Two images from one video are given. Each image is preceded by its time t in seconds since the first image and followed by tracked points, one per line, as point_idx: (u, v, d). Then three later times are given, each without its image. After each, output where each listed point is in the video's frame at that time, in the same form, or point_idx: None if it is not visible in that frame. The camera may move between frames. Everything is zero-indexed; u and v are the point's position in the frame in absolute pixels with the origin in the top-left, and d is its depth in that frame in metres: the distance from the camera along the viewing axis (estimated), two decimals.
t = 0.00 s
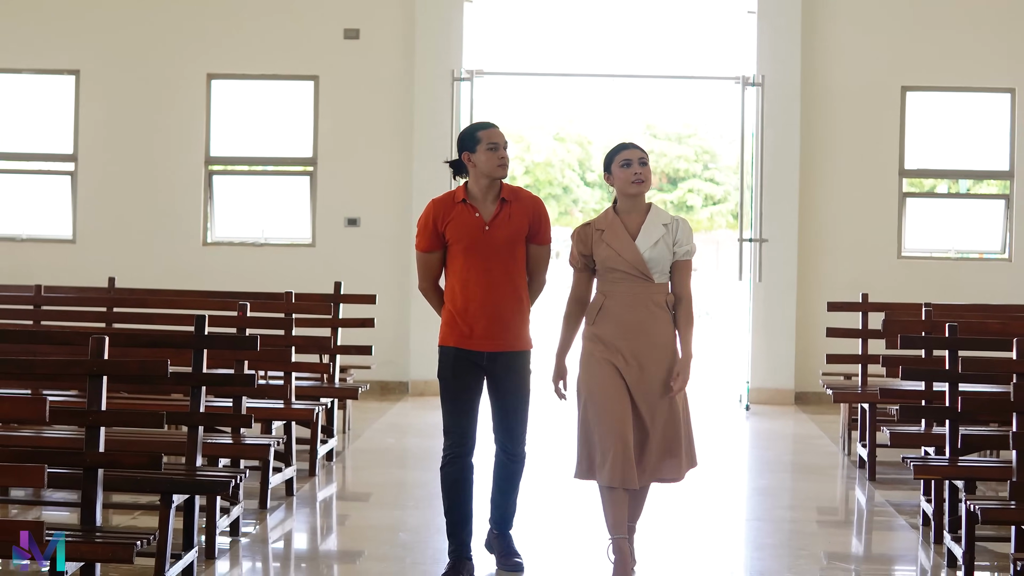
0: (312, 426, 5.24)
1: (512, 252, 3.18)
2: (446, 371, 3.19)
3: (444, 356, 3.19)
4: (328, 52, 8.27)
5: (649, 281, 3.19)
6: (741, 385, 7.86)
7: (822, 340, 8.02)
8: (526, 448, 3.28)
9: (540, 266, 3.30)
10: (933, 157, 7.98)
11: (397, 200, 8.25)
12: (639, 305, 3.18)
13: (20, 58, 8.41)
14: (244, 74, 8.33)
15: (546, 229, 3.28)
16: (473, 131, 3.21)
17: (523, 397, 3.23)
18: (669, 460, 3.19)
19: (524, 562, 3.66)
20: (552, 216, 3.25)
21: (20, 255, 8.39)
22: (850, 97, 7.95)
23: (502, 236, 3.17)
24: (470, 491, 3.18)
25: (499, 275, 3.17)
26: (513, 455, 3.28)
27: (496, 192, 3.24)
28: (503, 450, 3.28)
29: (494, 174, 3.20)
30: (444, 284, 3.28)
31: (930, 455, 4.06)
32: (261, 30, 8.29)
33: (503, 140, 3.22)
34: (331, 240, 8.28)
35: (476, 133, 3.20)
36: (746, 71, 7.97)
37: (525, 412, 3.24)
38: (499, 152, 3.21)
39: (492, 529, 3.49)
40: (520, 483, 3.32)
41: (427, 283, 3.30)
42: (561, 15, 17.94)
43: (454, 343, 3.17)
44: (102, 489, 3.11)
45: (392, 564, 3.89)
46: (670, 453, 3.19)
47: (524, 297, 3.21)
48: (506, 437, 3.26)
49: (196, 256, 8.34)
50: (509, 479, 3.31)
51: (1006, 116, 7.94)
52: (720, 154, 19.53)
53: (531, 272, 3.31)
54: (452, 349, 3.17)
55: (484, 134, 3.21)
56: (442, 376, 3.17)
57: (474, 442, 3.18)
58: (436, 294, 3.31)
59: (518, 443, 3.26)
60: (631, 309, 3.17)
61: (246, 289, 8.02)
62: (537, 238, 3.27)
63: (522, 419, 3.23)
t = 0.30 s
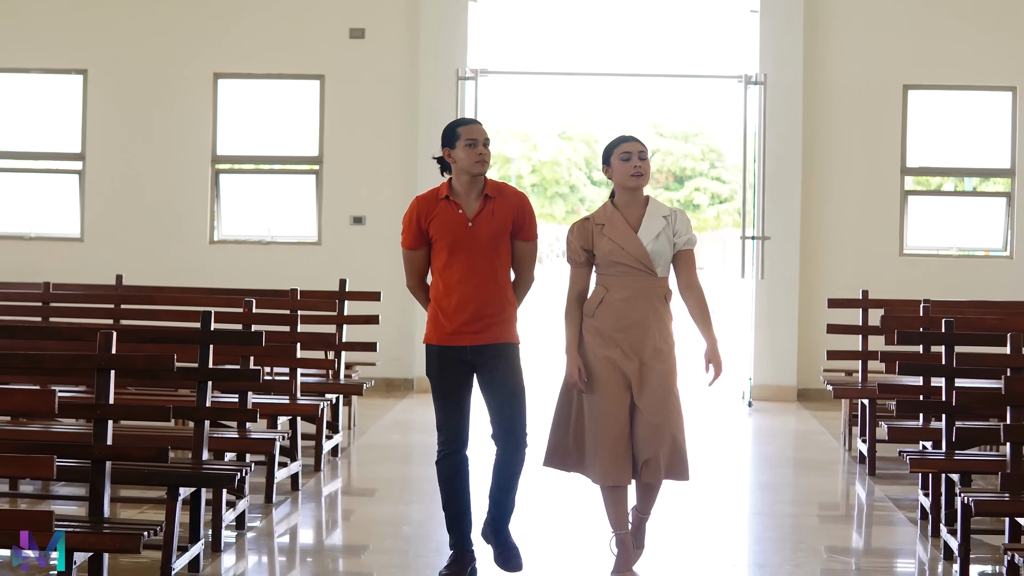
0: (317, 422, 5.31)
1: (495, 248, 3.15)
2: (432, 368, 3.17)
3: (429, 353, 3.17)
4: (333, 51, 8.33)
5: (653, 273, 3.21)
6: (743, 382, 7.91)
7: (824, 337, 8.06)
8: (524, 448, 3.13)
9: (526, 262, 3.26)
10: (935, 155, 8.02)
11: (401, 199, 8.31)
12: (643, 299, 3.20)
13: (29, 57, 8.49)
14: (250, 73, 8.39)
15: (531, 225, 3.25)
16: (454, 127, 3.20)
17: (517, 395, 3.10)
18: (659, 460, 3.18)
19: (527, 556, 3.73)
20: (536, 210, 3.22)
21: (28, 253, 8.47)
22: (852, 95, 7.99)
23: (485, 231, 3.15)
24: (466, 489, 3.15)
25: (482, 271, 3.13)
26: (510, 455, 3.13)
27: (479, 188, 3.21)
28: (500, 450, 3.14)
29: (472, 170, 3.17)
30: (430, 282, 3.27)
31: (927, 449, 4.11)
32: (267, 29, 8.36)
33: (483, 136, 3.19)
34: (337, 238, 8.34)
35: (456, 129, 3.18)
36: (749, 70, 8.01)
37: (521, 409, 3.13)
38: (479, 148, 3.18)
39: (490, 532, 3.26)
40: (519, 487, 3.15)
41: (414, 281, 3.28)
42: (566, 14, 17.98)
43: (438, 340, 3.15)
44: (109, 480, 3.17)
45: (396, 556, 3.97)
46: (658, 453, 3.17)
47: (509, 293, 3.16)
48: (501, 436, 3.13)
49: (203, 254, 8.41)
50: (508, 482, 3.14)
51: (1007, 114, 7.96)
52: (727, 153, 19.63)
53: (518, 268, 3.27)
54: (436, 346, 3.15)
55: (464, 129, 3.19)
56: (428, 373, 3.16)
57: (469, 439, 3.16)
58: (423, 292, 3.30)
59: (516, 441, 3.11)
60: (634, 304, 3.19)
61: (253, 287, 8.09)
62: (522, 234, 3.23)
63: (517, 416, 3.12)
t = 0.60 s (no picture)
0: (321, 425, 5.36)
1: (486, 254, 3.16)
2: (426, 376, 3.22)
3: (423, 361, 3.21)
4: (338, 57, 8.40)
5: (650, 280, 3.20)
6: (745, 384, 7.95)
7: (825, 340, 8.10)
8: (507, 454, 3.08)
9: (523, 268, 3.25)
10: (936, 158, 8.05)
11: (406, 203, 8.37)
12: (637, 305, 3.18)
13: (36, 63, 8.57)
14: (255, 78, 8.47)
15: (525, 230, 3.23)
16: (447, 134, 3.24)
17: (504, 402, 3.11)
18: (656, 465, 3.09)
19: (528, 558, 3.78)
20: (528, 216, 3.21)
21: (36, 256, 8.55)
22: (854, 99, 8.02)
23: (475, 239, 3.17)
24: (467, 492, 3.22)
25: (473, 278, 3.15)
26: (495, 463, 3.09)
27: (472, 195, 3.24)
28: (485, 457, 3.10)
29: (463, 178, 3.21)
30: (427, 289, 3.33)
31: (924, 451, 4.15)
32: (273, 35, 8.43)
33: (475, 143, 3.22)
34: (342, 241, 8.40)
35: (448, 136, 3.22)
36: (751, 74, 8.05)
37: (506, 415, 3.11)
38: (470, 156, 3.22)
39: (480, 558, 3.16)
40: (506, 496, 3.09)
41: (413, 288, 3.36)
42: (573, 18, 18.03)
43: (431, 348, 3.19)
44: (115, 483, 3.22)
45: (400, 558, 4.03)
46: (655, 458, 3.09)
47: (500, 299, 3.16)
48: (488, 443, 3.10)
49: (210, 257, 8.49)
50: (494, 492, 3.09)
51: (1007, 118, 8.01)
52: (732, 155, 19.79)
53: (515, 273, 3.26)
54: (429, 355, 3.18)
55: (456, 137, 3.23)
56: (421, 381, 3.21)
57: (468, 445, 3.21)
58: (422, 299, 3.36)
59: (501, 450, 3.08)
60: (628, 310, 3.18)
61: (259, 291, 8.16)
62: (516, 240, 3.23)
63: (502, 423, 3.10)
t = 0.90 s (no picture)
0: (325, 428, 5.42)
1: (487, 263, 3.18)
2: (424, 385, 3.24)
3: (422, 369, 3.23)
4: (342, 62, 8.46)
5: (641, 291, 3.17)
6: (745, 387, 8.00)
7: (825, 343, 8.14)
8: (502, 468, 3.09)
9: (526, 277, 3.27)
10: (935, 163, 8.10)
11: (410, 206, 8.43)
12: (629, 316, 3.15)
13: (43, 68, 8.65)
14: (260, 83, 8.54)
15: (529, 241, 3.25)
16: (450, 142, 3.26)
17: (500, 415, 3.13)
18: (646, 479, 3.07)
19: (526, 561, 3.83)
20: (532, 226, 3.22)
21: (42, 260, 8.63)
22: (854, 104, 8.07)
23: (476, 247, 3.18)
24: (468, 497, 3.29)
25: (473, 287, 3.17)
26: (489, 476, 3.09)
27: (477, 203, 3.26)
28: (479, 470, 3.11)
29: (465, 186, 3.23)
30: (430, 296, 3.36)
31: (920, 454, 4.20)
32: (277, 40, 8.50)
33: (477, 150, 3.23)
34: (346, 245, 8.47)
35: (451, 144, 3.25)
36: (752, 79, 8.09)
37: (501, 428, 3.12)
38: (472, 164, 3.23)
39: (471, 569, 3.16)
40: (500, 509, 3.10)
41: (417, 295, 3.40)
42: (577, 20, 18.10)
43: (430, 357, 3.19)
44: (121, 487, 3.27)
45: (402, 559, 4.08)
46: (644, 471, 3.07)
47: (502, 310, 3.18)
48: (482, 456, 3.12)
49: (214, 261, 8.56)
50: (488, 505, 3.10)
51: (1006, 122, 8.05)
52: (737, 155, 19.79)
53: (519, 283, 3.28)
54: (427, 363, 3.19)
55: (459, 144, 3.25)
56: (420, 389, 3.24)
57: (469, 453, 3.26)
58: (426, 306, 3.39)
59: (495, 464, 3.10)
60: (620, 320, 3.15)
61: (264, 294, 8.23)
62: (520, 250, 3.24)
63: (498, 435, 3.11)
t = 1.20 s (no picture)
0: (329, 428, 5.50)
1: (502, 268, 3.22)
2: (432, 389, 3.25)
3: (432, 373, 3.25)
4: (346, 66, 8.53)
5: (633, 292, 3.21)
6: (745, 389, 8.07)
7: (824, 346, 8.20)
8: (513, 471, 3.15)
9: (538, 285, 3.32)
10: (934, 167, 8.16)
11: (413, 209, 8.50)
12: (623, 318, 3.20)
13: (49, 71, 8.74)
14: (265, 87, 8.61)
15: (542, 248, 3.30)
16: (463, 145, 3.32)
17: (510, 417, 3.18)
18: (648, 481, 3.15)
19: (527, 561, 3.90)
20: (546, 234, 3.28)
21: (49, 261, 8.71)
22: (855, 108, 8.14)
23: (492, 252, 3.23)
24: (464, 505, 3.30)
25: (488, 291, 3.21)
26: (500, 478, 3.15)
27: (491, 207, 3.29)
28: (490, 473, 3.17)
29: (476, 187, 3.26)
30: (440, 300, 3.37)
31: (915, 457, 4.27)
32: (283, 44, 8.58)
33: (488, 152, 3.27)
34: (350, 247, 8.54)
35: (464, 147, 3.30)
36: (752, 85, 8.16)
37: (511, 432, 3.17)
38: (483, 166, 3.27)
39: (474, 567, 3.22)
40: (508, 512, 3.16)
41: (426, 299, 3.39)
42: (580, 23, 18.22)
43: (442, 360, 3.22)
44: (131, 486, 3.34)
45: (405, 559, 4.15)
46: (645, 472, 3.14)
47: (515, 315, 3.23)
48: (492, 458, 3.17)
49: (219, 263, 8.63)
50: (497, 506, 3.16)
51: (1004, 128, 8.11)
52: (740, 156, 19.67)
53: (529, 289, 3.33)
54: (439, 366, 3.22)
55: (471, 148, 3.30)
56: (426, 393, 3.25)
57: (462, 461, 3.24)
58: (434, 311, 3.40)
59: (505, 465, 3.15)
60: (615, 322, 3.20)
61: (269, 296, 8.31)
62: (533, 256, 3.29)
63: (508, 439, 3.17)
